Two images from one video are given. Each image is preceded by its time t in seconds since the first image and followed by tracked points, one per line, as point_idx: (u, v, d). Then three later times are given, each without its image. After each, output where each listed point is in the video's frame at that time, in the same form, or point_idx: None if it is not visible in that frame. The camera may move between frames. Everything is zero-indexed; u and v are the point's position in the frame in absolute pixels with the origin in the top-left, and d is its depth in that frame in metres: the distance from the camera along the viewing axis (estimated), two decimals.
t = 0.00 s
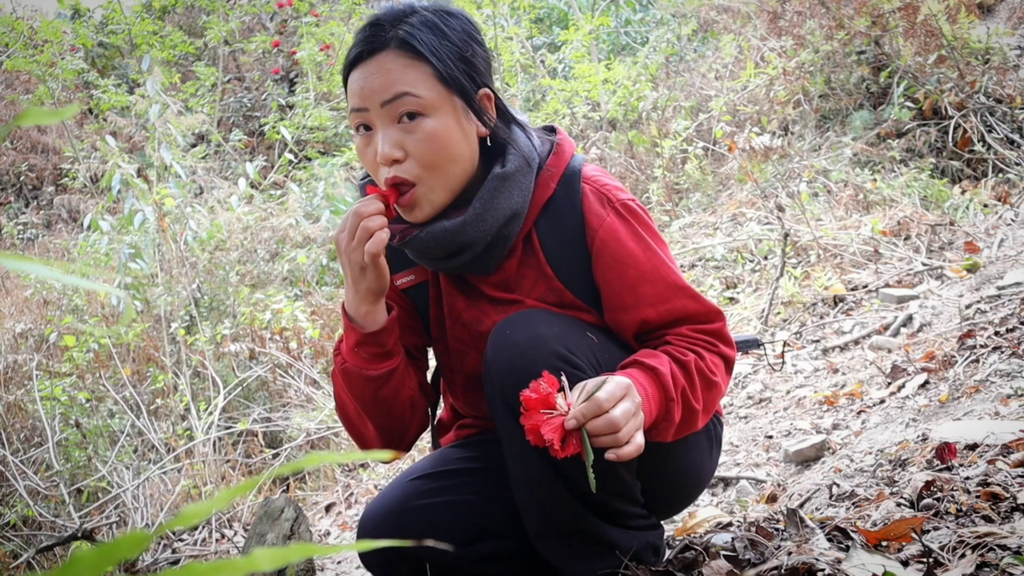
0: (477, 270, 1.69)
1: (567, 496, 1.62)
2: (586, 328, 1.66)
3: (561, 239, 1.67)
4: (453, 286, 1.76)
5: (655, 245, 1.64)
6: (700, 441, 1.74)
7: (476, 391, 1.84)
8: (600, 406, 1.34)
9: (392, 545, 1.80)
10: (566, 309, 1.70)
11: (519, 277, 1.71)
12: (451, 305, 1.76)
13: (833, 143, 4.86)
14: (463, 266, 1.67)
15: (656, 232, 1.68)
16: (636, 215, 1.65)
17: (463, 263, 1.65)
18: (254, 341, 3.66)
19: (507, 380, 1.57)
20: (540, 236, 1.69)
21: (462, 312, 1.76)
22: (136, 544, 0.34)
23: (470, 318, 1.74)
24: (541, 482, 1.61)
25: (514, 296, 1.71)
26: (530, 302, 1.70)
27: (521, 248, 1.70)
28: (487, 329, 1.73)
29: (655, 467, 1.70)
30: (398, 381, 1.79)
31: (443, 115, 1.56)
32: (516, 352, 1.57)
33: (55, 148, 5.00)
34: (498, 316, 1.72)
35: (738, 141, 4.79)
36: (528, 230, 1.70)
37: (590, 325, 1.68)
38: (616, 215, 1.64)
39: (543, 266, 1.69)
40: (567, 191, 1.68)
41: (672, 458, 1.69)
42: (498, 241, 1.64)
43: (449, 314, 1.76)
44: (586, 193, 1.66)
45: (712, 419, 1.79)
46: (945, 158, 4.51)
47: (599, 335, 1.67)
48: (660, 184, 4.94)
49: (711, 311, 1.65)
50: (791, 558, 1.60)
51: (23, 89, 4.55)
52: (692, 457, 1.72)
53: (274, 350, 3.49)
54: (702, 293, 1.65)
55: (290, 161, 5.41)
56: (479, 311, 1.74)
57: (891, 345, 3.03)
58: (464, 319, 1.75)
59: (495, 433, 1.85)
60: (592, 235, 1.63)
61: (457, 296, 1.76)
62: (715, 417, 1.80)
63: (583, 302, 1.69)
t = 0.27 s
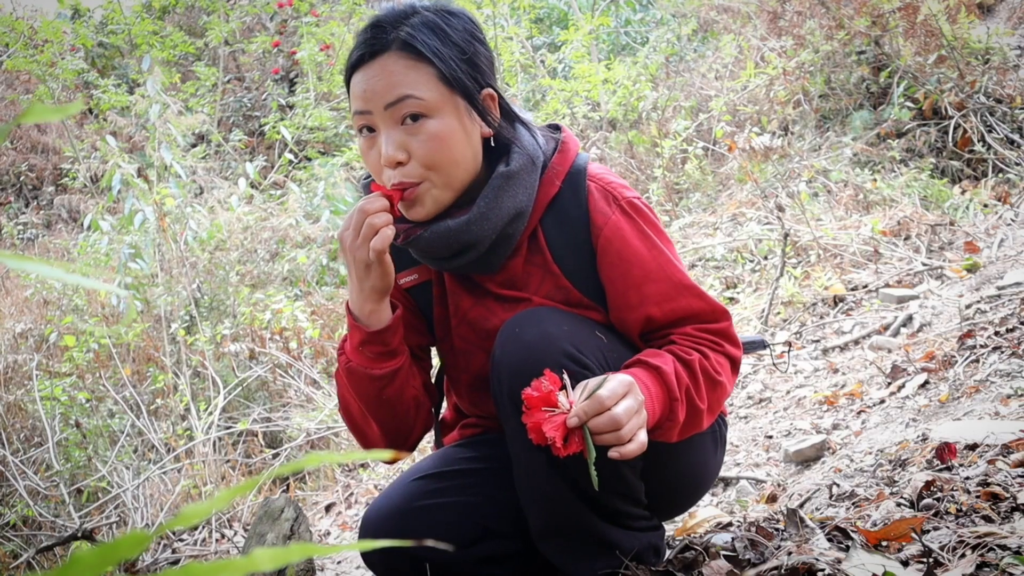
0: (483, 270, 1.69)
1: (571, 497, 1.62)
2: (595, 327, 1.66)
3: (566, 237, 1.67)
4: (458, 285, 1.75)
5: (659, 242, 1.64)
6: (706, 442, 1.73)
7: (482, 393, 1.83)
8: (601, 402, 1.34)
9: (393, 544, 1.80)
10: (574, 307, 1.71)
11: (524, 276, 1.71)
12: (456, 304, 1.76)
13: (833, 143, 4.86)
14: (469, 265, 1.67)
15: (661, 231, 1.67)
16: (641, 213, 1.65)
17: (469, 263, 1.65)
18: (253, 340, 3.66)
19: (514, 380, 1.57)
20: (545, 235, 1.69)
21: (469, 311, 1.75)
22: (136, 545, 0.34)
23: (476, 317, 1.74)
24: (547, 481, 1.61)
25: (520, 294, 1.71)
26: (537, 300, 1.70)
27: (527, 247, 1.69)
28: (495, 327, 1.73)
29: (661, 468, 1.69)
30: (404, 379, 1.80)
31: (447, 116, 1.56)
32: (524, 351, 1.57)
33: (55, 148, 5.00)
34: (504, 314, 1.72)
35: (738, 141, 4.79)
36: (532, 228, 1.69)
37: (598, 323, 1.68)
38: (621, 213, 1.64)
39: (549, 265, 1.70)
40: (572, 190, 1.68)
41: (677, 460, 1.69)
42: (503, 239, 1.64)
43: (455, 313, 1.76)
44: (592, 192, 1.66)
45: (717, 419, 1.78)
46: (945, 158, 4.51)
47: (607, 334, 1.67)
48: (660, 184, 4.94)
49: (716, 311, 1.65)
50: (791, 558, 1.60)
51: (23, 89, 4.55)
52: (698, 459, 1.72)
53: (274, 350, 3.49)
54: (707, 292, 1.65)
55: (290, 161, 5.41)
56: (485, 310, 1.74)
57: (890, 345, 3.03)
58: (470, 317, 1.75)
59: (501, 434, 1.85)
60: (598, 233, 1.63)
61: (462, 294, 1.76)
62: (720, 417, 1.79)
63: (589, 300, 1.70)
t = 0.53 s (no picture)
0: (486, 271, 1.69)
1: (574, 496, 1.62)
2: (598, 324, 1.66)
3: (567, 236, 1.67)
4: (461, 286, 1.74)
5: (660, 240, 1.63)
6: (708, 443, 1.72)
7: (484, 393, 1.84)
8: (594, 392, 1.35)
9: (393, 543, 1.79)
10: (576, 305, 1.71)
11: (527, 275, 1.71)
12: (458, 305, 1.75)
13: (833, 143, 4.86)
14: (472, 267, 1.66)
15: (662, 229, 1.67)
16: (641, 211, 1.65)
17: (473, 265, 1.65)
18: (253, 340, 3.66)
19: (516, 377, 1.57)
20: (548, 234, 1.68)
21: (471, 313, 1.74)
22: (137, 545, 0.34)
23: (479, 315, 1.73)
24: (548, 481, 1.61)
25: (523, 293, 1.71)
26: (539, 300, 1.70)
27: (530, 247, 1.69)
28: (497, 326, 1.73)
29: (663, 468, 1.69)
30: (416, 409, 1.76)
31: (468, 126, 1.56)
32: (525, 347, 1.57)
33: (55, 148, 5.00)
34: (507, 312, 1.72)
35: (738, 141, 4.79)
36: (535, 228, 1.69)
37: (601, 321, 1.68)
38: (621, 212, 1.64)
39: (551, 264, 1.70)
40: (572, 189, 1.67)
41: (678, 459, 1.68)
42: (508, 240, 1.63)
43: (457, 313, 1.75)
44: (592, 191, 1.66)
45: (721, 420, 1.77)
46: (945, 158, 4.51)
47: (611, 332, 1.67)
48: (660, 184, 4.94)
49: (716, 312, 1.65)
50: (791, 558, 1.60)
51: (23, 89, 4.56)
52: (700, 459, 1.71)
53: (274, 350, 3.49)
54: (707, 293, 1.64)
55: (290, 161, 5.41)
56: (488, 310, 1.74)
57: (890, 345, 3.03)
58: (472, 318, 1.74)
59: (504, 433, 1.87)
60: (596, 232, 1.64)
61: (464, 294, 1.74)
62: (722, 417, 1.78)
63: (594, 299, 1.70)
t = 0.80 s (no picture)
0: (484, 273, 1.68)
1: (572, 493, 1.62)
2: (592, 324, 1.65)
3: (561, 237, 1.66)
4: (460, 286, 1.74)
5: (654, 241, 1.62)
6: (706, 444, 1.69)
7: (483, 393, 1.84)
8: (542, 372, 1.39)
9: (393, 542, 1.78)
10: (572, 306, 1.70)
11: (524, 275, 1.70)
12: (457, 305, 1.75)
13: (833, 143, 4.86)
14: (471, 269, 1.66)
15: (659, 230, 1.65)
16: (634, 211, 1.63)
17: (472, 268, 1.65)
18: (254, 340, 3.66)
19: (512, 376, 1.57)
20: (542, 237, 1.67)
21: (469, 313, 1.74)
22: (136, 545, 0.34)
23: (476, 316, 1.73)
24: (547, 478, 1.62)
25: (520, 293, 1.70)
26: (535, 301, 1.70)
27: (526, 249, 1.68)
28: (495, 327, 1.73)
29: (662, 468, 1.69)
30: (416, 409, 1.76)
31: (479, 129, 1.56)
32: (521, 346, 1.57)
33: (55, 148, 5.00)
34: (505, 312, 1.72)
35: (738, 141, 4.79)
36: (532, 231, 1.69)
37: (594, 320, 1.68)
38: (614, 212, 1.62)
39: (546, 265, 1.69)
40: (567, 190, 1.66)
41: (677, 461, 1.67)
42: (507, 243, 1.62)
43: (455, 312, 1.75)
44: (586, 192, 1.65)
45: (722, 421, 1.75)
46: (945, 158, 4.52)
47: (607, 331, 1.67)
48: (660, 184, 4.93)
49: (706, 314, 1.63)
50: (791, 558, 1.60)
51: (23, 89, 4.56)
52: (699, 460, 1.70)
53: (274, 350, 3.50)
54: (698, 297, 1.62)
55: (290, 161, 5.42)
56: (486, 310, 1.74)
57: (890, 345, 3.03)
58: (470, 319, 1.74)
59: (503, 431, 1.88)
60: (588, 232, 1.63)
61: (463, 295, 1.74)
62: (721, 419, 1.75)
63: (589, 299, 1.69)
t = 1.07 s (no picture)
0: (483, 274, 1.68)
1: (572, 493, 1.62)
2: (590, 323, 1.65)
3: (558, 239, 1.63)
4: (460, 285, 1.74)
5: (650, 243, 1.59)
6: (706, 444, 1.69)
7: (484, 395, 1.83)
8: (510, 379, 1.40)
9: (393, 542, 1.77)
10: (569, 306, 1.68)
11: (523, 276, 1.69)
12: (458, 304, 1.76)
13: (833, 143, 4.86)
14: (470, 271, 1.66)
15: (656, 231, 1.63)
16: (631, 215, 1.59)
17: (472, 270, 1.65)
18: (254, 341, 3.66)
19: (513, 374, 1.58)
20: (540, 239, 1.65)
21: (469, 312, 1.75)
22: (136, 544, 0.34)
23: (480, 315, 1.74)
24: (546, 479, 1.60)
25: (520, 293, 1.69)
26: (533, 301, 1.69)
27: (524, 250, 1.67)
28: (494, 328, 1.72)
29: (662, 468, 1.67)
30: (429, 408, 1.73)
31: (476, 133, 1.54)
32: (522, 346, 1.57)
33: (55, 148, 5.01)
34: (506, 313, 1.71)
35: (738, 141, 4.79)
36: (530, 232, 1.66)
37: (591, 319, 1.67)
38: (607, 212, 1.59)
39: (543, 265, 1.67)
40: (565, 191, 1.64)
41: (677, 460, 1.68)
42: (508, 246, 1.62)
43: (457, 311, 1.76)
44: (582, 193, 1.63)
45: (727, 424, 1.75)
46: (946, 158, 4.53)
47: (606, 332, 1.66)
48: (660, 184, 4.91)
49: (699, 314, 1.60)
50: (791, 558, 1.60)
51: (23, 89, 4.50)
52: (699, 461, 1.69)
53: (274, 350, 3.50)
54: (691, 298, 1.59)
55: (290, 161, 5.42)
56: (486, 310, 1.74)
57: (891, 345, 3.03)
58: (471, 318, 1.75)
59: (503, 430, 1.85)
60: (583, 234, 1.61)
61: (464, 295, 1.75)
62: (723, 419, 1.73)
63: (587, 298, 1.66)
